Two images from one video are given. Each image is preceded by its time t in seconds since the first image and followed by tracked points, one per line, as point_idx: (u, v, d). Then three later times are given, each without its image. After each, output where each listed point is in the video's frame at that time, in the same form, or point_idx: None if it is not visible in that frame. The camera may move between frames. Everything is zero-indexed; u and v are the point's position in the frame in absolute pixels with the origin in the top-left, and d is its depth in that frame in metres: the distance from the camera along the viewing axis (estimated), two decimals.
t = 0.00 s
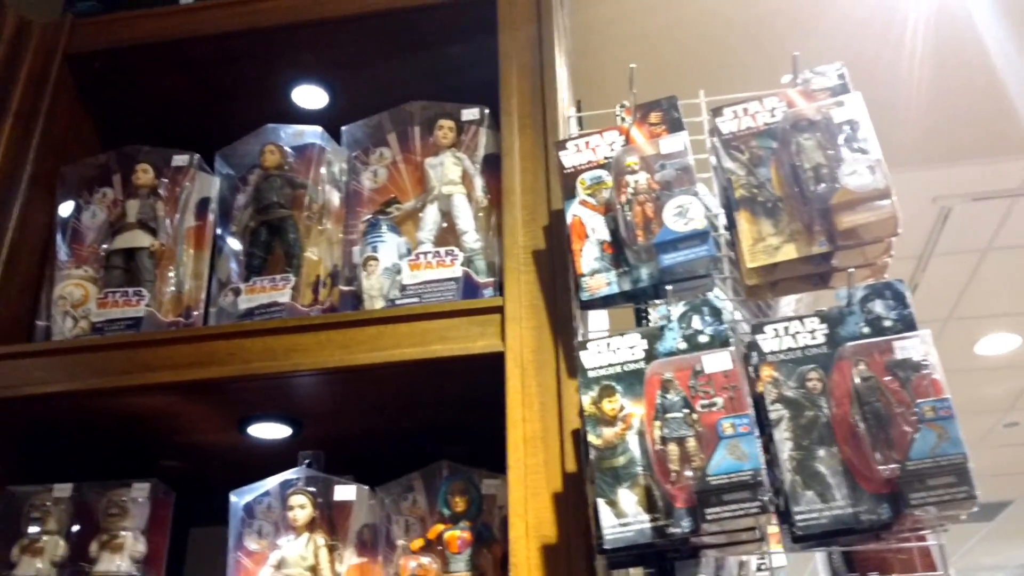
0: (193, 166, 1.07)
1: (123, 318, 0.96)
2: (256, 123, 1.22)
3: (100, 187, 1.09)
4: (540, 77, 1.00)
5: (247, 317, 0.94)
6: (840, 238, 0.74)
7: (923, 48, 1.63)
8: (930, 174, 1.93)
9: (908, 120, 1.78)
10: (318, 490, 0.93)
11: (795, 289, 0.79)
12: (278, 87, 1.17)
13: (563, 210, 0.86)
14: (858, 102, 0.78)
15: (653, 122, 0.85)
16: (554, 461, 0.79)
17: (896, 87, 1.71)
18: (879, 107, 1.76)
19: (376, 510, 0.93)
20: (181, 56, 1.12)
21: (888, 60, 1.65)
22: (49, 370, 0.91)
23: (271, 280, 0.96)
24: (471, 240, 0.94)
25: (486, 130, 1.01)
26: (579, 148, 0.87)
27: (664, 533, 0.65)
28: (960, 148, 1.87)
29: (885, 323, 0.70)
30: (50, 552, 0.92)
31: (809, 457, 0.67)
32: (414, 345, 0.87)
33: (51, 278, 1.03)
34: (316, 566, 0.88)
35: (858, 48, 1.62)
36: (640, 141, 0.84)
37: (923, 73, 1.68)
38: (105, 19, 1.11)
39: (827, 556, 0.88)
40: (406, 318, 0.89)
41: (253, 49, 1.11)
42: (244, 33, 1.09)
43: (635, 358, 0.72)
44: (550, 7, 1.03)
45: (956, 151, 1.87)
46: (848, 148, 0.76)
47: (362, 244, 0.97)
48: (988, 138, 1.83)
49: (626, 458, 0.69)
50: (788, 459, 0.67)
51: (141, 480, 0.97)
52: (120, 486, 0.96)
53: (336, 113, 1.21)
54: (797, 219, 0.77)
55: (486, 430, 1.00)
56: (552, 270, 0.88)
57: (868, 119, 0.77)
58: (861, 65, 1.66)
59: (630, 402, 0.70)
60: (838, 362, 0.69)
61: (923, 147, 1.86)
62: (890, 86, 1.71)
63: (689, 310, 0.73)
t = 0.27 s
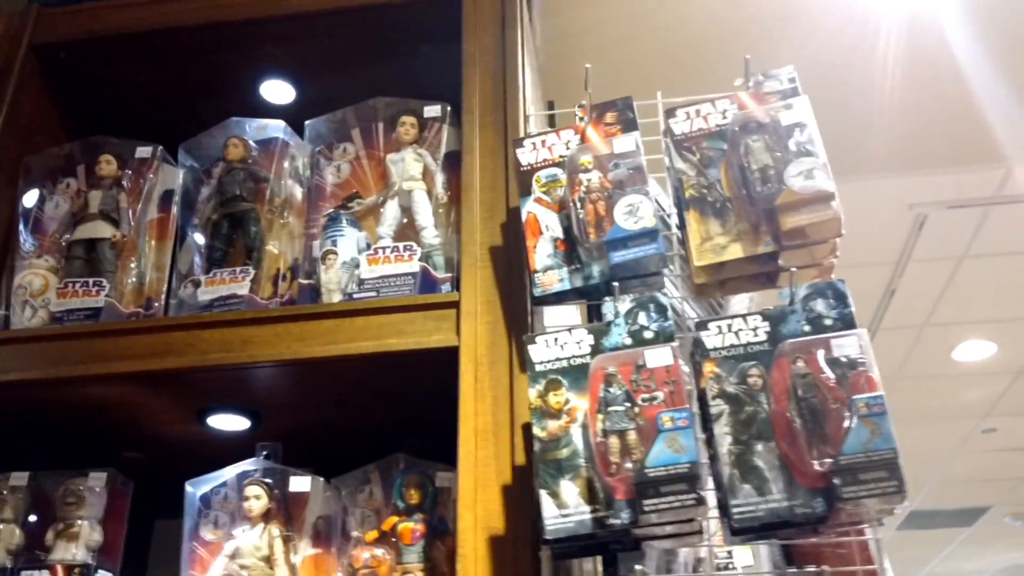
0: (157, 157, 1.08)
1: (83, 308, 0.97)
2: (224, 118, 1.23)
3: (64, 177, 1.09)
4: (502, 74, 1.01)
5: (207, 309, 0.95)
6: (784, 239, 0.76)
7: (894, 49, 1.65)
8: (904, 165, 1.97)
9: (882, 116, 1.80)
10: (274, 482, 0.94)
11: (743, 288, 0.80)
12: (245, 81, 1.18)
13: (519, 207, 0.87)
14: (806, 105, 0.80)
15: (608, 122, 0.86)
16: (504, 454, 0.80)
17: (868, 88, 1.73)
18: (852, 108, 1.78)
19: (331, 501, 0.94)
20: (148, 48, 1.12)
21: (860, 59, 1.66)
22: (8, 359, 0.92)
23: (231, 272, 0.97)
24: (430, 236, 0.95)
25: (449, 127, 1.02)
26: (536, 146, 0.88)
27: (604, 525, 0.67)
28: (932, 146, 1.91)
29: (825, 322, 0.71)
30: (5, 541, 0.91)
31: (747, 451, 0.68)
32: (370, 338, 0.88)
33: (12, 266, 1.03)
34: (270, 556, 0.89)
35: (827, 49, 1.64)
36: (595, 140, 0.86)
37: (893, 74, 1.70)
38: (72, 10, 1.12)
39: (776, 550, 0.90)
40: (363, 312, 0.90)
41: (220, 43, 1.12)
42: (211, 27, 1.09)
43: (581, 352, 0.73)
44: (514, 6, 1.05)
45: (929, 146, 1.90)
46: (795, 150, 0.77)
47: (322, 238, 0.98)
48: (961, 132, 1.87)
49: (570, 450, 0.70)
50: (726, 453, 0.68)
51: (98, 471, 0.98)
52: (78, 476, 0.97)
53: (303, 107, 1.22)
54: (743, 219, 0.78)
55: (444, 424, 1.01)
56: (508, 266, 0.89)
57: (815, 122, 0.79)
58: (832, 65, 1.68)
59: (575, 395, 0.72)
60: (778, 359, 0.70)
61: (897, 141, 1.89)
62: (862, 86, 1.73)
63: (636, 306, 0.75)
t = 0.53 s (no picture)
0: (125, 152, 1.10)
1: (48, 298, 1.00)
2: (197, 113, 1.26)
3: (36, 170, 1.12)
4: (462, 73, 1.03)
5: (168, 300, 0.97)
6: (718, 237, 0.77)
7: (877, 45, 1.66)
8: (883, 174, 1.95)
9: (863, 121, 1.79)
10: (230, 470, 0.96)
11: (682, 285, 0.81)
12: (217, 78, 1.20)
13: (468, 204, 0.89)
14: (744, 106, 0.81)
15: (555, 121, 0.88)
16: (446, 445, 0.82)
17: (850, 91, 1.73)
18: (833, 113, 1.78)
19: (285, 489, 0.97)
20: (121, 44, 1.15)
21: (845, 56, 1.68)
22: None
23: (191, 265, 0.99)
24: (385, 231, 0.97)
25: (408, 124, 1.04)
26: (486, 143, 0.89)
27: (528, 513, 0.69)
28: (913, 155, 1.90)
29: (751, 318, 0.73)
30: None
31: (670, 443, 0.70)
32: (321, 330, 0.90)
33: None
34: (222, 543, 0.91)
35: (812, 45, 1.65)
36: (543, 139, 0.87)
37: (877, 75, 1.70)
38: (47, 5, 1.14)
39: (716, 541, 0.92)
40: (316, 305, 0.92)
41: (191, 40, 1.14)
42: (181, 24, 1.11)
43: (516, 346, 0.75)
44: (475, 6, 1.07)
45: (909, 157, 1.89)
46: (731, 150, 0.79)
47: (281, 232, 1.00)
48: (941, 139, 1.85)
49: (499, 440, 0.72)
50: (649, 444, 0.71)
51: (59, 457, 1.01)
52: (39, 463, 0.99)
53: (274, 104, 1.25)
54: (680, 218, 0.80)
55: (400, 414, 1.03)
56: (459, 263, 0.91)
57: (752, 123, 0.80)
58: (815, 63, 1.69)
59: (507, 387, 0.74)
60: (702, 353, 0.72)
61: (877, 149, 1.87)
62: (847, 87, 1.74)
63: (570, 301, 0.76)
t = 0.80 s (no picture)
0: (128, 140, 1.14)
1: (51, 279, 1.04)
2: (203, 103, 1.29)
3: (46, 156, 1.15)
4: (452, 64, 1.05)
5: (162, 282, 1.00)
6: (686, 227, 0.79)
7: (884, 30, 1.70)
8: (893, 167, 1.97)
9: (867, 108, 1.84)
10: (221, 447, 1.00)
11: (655, 274, 0.83)
12: (221, 68, 1.24)
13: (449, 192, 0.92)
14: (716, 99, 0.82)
15: (534, 111, 0.91)
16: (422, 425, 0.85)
17: (856, 85, 1.79)
18: (837, 107, 1.84)
19: (271, 465, 1.01)
20: (127, 35, 1.18)
21: (850, 46, 1.72)
22: None
23: (187, 249, 1.02)
24: (372, 218, 1.00)
25: (398, 113, 1.07)
26: (467, 133, 0.92)
27: (490, 490, 0.71)
28: (919, 151, 1.93)
29: (713, 306, 0.74)
30: None
31: (628, 425, 0.73)
32: (307, 314, 0.93)
33: None
34: (210, 516, 0.94)
35: (821, 31, 1.69)
36: (522, 129, 0.89)
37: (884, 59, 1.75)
38: None
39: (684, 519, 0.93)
40: (303, 289, 0.94)
41: (195, 31, 1.17)
42: (184, 16, 1.15)
43: (485, 330, 0.78)
44: None
45: (913, 148, 1.92)
46: (701, 142, 0.80)
47: (272, 218, 1.03)
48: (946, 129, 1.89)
49: (465, 420, 0.75)
50: (608, 427, 0.73)
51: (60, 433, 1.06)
52: (41, 437, 1.05)
53: (277, 94, 1.28)
54: (650, 207, 0.82)
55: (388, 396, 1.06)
56: (440, 247, 0.95)
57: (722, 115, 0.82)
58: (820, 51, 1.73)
59: (474, 369, 0.76)
60: (662, 339, 0.74)
61: (883, 137, 1.91)
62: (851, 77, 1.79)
63: (539, 288, 0.79)
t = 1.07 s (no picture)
0: (150, 100, 1.19)
1: (80, 234, 1.09)
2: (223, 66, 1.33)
3: (73, 119, 1.20)
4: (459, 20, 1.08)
5: (184, 235, 1.05)
6: (678, 172, 0.81)
7: None
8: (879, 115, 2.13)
9: (886, 51, 1.91)
10: (242, 392, 1.05)
11: (652, 219, 0.86)
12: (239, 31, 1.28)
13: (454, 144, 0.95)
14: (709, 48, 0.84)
15: (535, 64, 0.93)
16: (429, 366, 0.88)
17: (863, 45, 1.89)
18: (849, 62, 1.94)
19: (291, 410, 1.05)
20: None
21: (860, 8, 1.81)
22: (13, 278, 1.03)
23: (207, 203, 1.07)
24: (382, 171, 1.04)
25: (407, 70, 1.11)
26: (471, 86, 0.95)
27: (488, 423, 0.75)
28: (919, 99, 2.07)
29: (704, 248, 0.77)
30: (13, 438, 1.06)
31: (620, 362, 0.76)
32: (320, 263, 0.97)
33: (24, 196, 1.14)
34: (233, 457, 1.01)
35: None
36: (523, 80, 0.92)
37: (894, 10, 1.80)
38: None
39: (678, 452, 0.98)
40: (317, 241, 0.98)
41: None
42: None
43: (485, 274, 0.81)
44: None
45: (922, 88, 2.02)
46: (694, 90, 0.82)
47: (288, 173, 1.08)
48: (957, 70, 1.97)
49: (465, 359, 0.79)
50: (601, 363, 0.77)
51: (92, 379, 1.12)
52: (75, 383, 1.11)
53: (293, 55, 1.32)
54: (645, 154, 0.84)
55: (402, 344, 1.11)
56: (446, 195, 0.99)
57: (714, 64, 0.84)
58: (841, 0, 1.79)
59: (474, 311, 0.80)
60: (653, 280, 0.77)
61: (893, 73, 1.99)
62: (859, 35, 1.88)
63: (537, 234, 0.82)
